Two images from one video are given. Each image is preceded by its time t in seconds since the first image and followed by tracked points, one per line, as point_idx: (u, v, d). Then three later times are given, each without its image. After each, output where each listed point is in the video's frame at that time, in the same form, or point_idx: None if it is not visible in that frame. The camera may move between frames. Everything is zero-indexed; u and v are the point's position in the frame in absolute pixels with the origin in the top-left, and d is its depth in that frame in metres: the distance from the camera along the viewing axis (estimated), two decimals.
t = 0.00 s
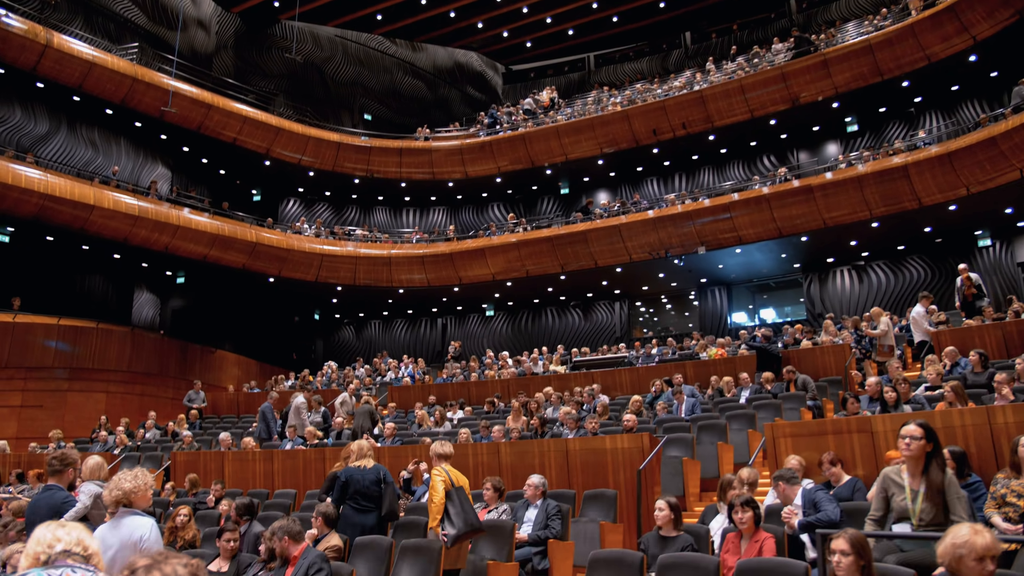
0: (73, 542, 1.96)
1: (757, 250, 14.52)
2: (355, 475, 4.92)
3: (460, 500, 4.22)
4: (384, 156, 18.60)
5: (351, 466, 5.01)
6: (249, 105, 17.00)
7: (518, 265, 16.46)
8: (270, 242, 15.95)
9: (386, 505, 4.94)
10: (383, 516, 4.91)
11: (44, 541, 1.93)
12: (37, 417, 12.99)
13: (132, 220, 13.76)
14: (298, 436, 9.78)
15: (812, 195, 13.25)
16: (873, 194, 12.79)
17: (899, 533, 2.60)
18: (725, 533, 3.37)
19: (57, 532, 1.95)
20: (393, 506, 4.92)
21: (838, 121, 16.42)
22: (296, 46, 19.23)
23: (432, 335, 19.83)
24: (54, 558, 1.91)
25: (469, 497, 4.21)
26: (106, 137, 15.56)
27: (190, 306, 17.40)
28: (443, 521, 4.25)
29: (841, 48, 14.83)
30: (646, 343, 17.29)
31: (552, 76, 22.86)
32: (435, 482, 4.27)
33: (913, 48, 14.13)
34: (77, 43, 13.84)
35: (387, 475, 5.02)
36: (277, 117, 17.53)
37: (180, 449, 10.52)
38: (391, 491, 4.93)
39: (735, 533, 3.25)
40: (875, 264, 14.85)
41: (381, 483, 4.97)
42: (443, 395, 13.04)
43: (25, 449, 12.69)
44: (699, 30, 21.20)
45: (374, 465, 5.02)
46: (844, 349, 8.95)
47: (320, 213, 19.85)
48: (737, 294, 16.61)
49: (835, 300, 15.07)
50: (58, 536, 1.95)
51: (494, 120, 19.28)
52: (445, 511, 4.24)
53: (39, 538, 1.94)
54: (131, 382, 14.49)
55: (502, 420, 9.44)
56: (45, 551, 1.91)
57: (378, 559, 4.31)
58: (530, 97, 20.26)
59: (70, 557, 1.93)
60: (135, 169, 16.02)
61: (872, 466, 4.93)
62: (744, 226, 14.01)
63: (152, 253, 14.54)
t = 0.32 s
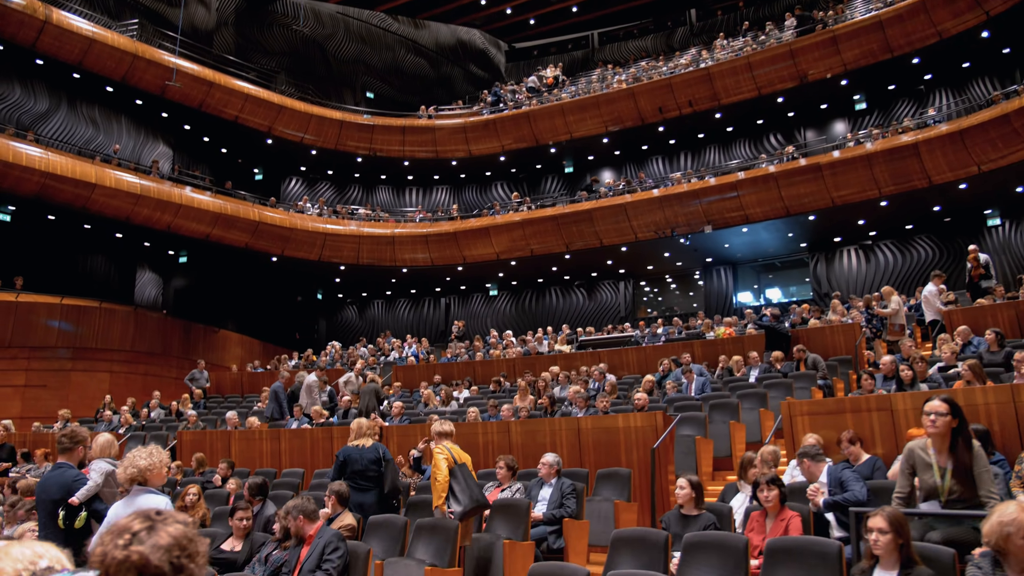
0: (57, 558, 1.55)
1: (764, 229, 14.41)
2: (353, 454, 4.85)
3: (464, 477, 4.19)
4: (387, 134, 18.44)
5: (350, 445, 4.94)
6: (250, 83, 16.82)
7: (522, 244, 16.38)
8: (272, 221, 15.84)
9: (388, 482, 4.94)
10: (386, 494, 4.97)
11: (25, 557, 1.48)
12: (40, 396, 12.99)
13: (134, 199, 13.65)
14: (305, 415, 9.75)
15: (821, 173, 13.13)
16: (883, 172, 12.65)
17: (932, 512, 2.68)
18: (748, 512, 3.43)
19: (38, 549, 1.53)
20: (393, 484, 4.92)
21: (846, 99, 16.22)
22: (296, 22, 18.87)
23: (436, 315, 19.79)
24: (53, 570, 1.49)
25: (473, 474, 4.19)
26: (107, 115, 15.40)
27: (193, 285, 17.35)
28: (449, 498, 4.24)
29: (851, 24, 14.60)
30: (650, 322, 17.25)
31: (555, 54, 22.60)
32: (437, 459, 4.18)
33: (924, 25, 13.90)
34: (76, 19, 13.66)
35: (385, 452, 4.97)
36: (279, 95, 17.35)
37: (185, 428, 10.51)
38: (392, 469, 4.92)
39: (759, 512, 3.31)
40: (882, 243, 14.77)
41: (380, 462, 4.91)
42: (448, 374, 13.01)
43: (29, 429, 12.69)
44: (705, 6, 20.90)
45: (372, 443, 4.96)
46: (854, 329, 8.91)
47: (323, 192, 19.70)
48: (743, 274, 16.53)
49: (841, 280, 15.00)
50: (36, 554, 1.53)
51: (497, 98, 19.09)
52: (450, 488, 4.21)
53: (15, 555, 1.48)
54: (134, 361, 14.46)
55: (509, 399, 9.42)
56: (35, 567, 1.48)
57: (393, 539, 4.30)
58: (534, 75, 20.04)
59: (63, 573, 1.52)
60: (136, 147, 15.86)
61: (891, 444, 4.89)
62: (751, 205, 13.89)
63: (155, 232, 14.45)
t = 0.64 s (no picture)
0: None
1: (770, 212, 14.33)
2: (356, 438, 4.80)
3: (469, 460, 4.34)
4: (390, 117, 18.29)
5: (352, 429, 4.89)
6: (251, 64, 16.65)
7: (526, 227, 16.30)
8: (275, 204, 15.75)
9: (387, 466, 4.83)
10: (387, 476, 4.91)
11: None
12: (44, 380, 12.98)
13: (136, 182, 13.56)
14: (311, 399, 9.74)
15: (828, 156, 13.03)
16: (891, 155, 12.56)
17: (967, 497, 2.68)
18: (772, 497, 3.48)
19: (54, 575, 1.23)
20: (395, 468, 4.83)
21: (854, 81, 16.05)
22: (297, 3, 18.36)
23: (439, 298, 19.76)
24: None
25: (477, 456, 4.35)
26: (108, 97, 15.26)
27: (195, 269, 17.28)
28: (454, 480, 4.37)
29: (860, 5, 14.38)
30: (654, 306, 17.22)
31: (558, 35, 22.40)
32: (445, 443, 4.28)
33: (935, 5, 13.70)
34: None
35: (388, 435, 4.91)
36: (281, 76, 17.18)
37: (190, 412, 10.51)
38: (392, 450, 4.82)
39: (783, 496, 3.37)
40: (889, 227, 14.71)
41: (382, 445, 4.83)
42: (454, 357, 12.99)
43: (33, 413, 12.70)
44: None
45: (373, 426, 4.89)
46: (863, 312, 8.88)
47: (325, 175, 19.59)
48: (748, 257, 16.47)
49: (847, 264, 14.97)
50: None
51: (501, 80, 18.92)
52: (456, 471, 4.35)
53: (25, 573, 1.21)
54: (136, 345, 14.43)
55: (516, 382, 9.42)
56: None
57: (409, 523, 4.27)
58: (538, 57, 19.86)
59: None
60: (137, 129, 15.73)
61: (910, 427, 4.92)
62: (758, 187, 13.80)
63: (157, 215, 14.36)
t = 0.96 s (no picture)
0: None
1: (776, 199, 14.24)
2: (369, 425, 4.77)
3: (478, 446, 4.40)
4: (393, 103, 18.17)
5: (366, 417, 4.87)
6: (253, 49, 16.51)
7: (530, 213, 16.23)
8: (277, 190, 15.66)
9: (405, 452, 4.77)
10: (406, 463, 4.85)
11: None
12: (47, 367, 12.94)
13: (137, 168, 13.46)
14: (318, 386, 9.72)
15: (835, 143, 12.95)
16: (899, 141, 12.47)
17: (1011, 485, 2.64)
18: (797, 484, 3.51)
19: None
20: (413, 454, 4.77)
21: (861, 67, 15.93)
22: None
23: (442, 286, 19.71)
24: None
25: (486, 442, 4.39)
26: (109, 83, 15.15)
27: (197, 256, 17.22)
28: (462, 466, 4.40)
29: None
30: (658, 293, 17.19)
31: (561, 21, 22.23)
32: (452, 430, 4.39)
33: None
34: None
35: (404, 423, 4.85)
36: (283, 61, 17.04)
37: (195, 399, 10.49)
38: (409, 437, 4.76)
39: (811, 483, 3.38)
40: (895, 214, 14.65)
41: (397, 432, 4.79)
42: (459, 345, 12.97)
43: (37, 400, 12.68)
44: None
45: (388, 413, 4.86)
46: (873, 299, 8.84)
47: (328, 161, 19.50)
48: (753, 244, 16.41)
49: (853, 251, 14.91)
50: None
51: (504, 66, 18.79)
52: (464, 457, 4.39)
53: None
54: (139, 332, 14.38)
55: (524, 369, 9.40)
56: None
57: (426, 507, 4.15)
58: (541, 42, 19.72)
59: None
60: (139, 115, 15.62)
61: (931, 414, 4.89)
62: (764, 174, 13.71)
63: (159, 201, 14.28)
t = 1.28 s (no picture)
0: None
1: (783, 187, 14.14)
2: (376, 413, 4.73)
3: (491, 435, 4.37)
4: (396, 89, 18.04)
5: (373, 406, 4.82)
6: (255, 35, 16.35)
7: (534, 201, 16.15)
8: (280, 177, 15.55)
9: (411, 439, 4.71)
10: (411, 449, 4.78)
11: None
12: (50, 356, 12.90)
13: (139, 156, 13.36)
14: (324, 375, 9.68)
15: (843, 130, 12.84)
16: (908, 128, 12.37)
17: None
18: (826, 474, 3.48)
19: None
20: (419, 440, 4.69)
21: (868, 53, 15.79)
22: None
23: (445, 274, 19.65)
24: None
25: (499, 432, 4.35)
26: (110, 69, 15.03)
27: (199, 244, 17.13)
28: (478, 455, 4.36)
29: None
30: (662, 282, 17.13)
31: (565, 8, 22.01)
32: (465, 419, 4.37)
33: None
34: None
35: (409, 410, 4.79)
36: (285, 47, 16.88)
37: (200, 388, 10.45)
38: (415, 423, 4.70)
39: (841, 475, 3.35)
40: (902, 202, 14.57)
41: (404, 420, 4.73)
42: (464, 333, 12.93)
43: (40, 388, 12.64)
44: None
45: (394, 401, 4.81)
46: (883, 287, 8.80)
47: (330, 149, 19.39)
48: (758, 232, 16.34)
49: (859, 239, 14.85)
50: None
51: (508, 52, 18.64)
52: (479, 446, 4.35)
53: None
54: (142, 321, 14.32)
55: (532, 358, 9.36)
56: None
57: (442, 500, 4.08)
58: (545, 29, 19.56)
59: None
60: (140, 102, 15.50)
61: (954, 404, 4.89)
62: (771, 161, 13.62)
63: (161, 189, 14.18)
